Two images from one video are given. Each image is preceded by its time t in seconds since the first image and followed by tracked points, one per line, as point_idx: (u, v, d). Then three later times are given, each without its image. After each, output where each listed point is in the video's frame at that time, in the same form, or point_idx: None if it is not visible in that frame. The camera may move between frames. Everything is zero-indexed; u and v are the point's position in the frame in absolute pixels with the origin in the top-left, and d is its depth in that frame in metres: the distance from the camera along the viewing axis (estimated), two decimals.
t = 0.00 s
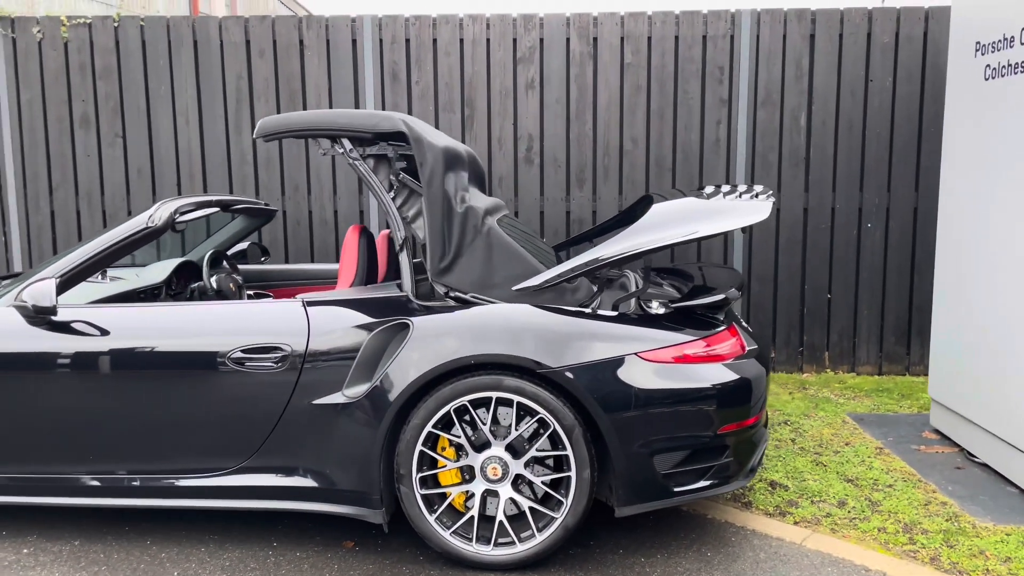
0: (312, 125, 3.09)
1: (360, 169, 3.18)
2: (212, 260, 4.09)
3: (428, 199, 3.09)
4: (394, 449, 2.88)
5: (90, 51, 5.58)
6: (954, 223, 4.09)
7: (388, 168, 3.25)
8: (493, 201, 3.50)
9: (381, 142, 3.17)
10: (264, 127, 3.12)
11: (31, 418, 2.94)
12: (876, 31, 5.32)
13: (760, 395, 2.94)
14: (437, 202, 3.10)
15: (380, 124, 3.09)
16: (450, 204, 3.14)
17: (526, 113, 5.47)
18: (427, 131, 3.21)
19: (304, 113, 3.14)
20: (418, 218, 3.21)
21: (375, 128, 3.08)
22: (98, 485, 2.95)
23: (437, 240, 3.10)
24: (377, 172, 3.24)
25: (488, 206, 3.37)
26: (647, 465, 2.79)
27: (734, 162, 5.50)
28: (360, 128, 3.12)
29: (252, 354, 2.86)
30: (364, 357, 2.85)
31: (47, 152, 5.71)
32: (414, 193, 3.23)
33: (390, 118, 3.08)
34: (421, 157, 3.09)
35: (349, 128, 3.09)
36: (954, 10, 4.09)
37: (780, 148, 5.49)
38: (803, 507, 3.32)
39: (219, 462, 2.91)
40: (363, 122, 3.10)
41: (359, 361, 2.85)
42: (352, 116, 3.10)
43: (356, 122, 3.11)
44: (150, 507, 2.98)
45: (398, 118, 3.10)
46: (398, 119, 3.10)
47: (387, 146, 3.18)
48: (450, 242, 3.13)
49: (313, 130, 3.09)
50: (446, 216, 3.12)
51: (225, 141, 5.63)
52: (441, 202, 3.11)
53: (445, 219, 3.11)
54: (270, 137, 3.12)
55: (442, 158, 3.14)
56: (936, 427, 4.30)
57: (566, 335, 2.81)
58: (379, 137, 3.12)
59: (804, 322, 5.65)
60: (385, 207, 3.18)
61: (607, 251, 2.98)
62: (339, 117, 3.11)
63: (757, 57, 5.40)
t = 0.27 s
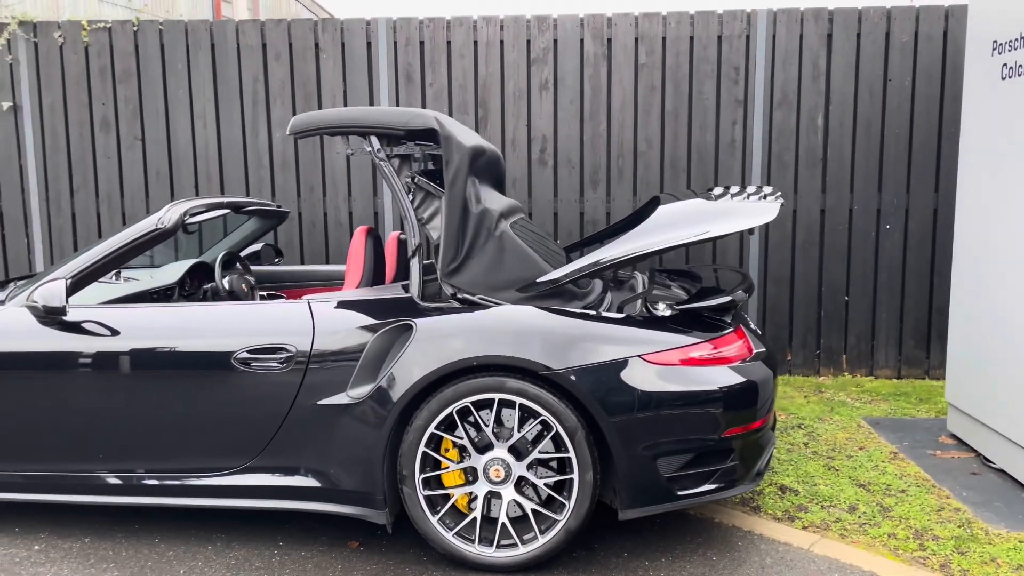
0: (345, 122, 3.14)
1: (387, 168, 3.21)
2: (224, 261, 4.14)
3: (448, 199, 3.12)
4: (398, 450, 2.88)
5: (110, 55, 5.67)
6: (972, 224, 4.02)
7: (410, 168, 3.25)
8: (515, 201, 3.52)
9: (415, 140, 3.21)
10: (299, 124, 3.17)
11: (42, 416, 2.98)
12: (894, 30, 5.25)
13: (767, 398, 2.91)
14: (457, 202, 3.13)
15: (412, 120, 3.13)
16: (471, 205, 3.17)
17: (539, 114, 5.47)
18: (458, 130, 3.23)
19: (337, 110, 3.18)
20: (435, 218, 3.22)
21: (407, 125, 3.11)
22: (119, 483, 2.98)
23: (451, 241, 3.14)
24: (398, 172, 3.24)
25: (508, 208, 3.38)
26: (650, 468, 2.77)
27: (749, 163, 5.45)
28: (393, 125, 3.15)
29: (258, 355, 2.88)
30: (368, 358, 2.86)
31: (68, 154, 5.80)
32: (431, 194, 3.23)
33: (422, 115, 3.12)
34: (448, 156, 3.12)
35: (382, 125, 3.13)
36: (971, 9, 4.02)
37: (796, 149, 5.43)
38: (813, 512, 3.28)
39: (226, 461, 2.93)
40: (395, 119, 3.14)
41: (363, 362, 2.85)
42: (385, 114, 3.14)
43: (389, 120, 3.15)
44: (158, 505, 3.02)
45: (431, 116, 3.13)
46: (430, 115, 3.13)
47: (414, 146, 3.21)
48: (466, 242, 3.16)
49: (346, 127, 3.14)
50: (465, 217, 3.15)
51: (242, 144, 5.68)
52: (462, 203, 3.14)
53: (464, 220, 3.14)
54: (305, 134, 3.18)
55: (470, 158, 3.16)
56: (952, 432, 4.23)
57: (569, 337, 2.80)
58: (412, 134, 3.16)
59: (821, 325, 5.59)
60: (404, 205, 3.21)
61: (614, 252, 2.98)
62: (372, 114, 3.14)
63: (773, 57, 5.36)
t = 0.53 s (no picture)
0: (384, 124, 3.16)
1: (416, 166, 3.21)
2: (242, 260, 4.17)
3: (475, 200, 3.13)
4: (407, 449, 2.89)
5: (135, 58, 5.76)
6: (995, 224, 3.94)
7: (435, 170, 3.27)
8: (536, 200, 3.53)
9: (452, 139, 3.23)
10: (338, 125, 3.21)
11: (59, 413, 3.04)
12: (918, 26, 5.16)
13: (778, 400, 2.88)
14: (483, 202, 3.14)
15: (449, 120, 3.15)
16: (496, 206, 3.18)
17: (557, 114, 5.46)
18: (491, 132, 3.27)
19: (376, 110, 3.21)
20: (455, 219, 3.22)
21: (445, 125, 3.13)
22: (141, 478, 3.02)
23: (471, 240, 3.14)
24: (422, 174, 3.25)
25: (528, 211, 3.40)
26: (658, 469, 2.75)
27: (770, 162, 5.40)
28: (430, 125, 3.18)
29: (268, 354, 2.90)
30: (376, 357, 2.87)
31: (94, 156, 5.91)
32: (453, 196, 3.23)
33: (460, 115, 3.15)
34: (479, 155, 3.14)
35: (419, 125, 3.15)
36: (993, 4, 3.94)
37: (817, 148, 5.36)
38: (827, 516, 3.23)
39: (237, 459, 2.96)
40: (432, 118, 3.16)
41: (372, 362, 2.87)
42: (422, 114, 3.15)
43: (425, 120, 3.17)
44: (171, 502, 3.06)
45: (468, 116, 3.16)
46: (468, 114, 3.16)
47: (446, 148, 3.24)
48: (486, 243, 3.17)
49: (385, 128, 3.17)
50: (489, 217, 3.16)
51: (262, 145, 5.74)
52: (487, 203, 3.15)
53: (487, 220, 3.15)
54: (344, 134, 3.21)
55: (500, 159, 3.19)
56: (975, 436, 4.14)
57: (577, 337, 2.79)
58: (449, 134, 3.18)
59: (843, 326, 5.51)
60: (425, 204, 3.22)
61: (626, 252, 2.96)
62: (410, 114, 3.17)
63: (794, 55, 5.30)
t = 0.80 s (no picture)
0: (419, 125, 3.16)
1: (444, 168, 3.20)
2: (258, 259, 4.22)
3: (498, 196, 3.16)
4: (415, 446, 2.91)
5: (156, 59, 5.85)
6: (1015, 223, 3.87)
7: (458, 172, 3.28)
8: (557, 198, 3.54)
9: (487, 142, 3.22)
10: (372, 127, 3.19)
11: (75, 409, 3.09)
12: (939, 23, 5.08)
13: (787, 400, 2.86)
14: (507, 203, 3.16)
15: (485, 122, 3.15)
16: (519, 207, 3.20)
17: (573, 113, 5.46)
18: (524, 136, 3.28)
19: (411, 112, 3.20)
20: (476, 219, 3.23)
21: (481, 127, 3.13)
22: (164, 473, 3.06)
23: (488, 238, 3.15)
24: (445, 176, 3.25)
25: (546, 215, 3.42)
26: (665, 468, 2.74)
27: (788, 161, 5.35)
28: (465, 127, 3.17)
29: (279, 351, 2.93)
30: (385, 355, 2.89)
31: (117, 156, 6.00)
32: (473, 198, 3.24)
33: (496, 117, 3.14)
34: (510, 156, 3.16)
35: (454, 127, 3.15)
36: None
37: (836, 146, 5.31)
38: (840, 517, 3.20)
39: (249, 455, 3.00)
40: (468, 120, 3.15)
41: (380, 359, 2.89)
42: (458, 116, 3.15)
43: (461, 122, 3.16)
44: (184, 497, 3.10)
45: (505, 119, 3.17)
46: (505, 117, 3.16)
47: (477, 151, 3.24)
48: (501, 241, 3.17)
49: (420, 130, 3.16)
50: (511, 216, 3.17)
51: (281, 145, 5.80)
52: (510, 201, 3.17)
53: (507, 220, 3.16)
54: (378, 137, 3.19)
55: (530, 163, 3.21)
56: (995, 438, 4.08)
57: (584, 336, 2.79)
58: (483, 136, 3.18)
59: (862, 326, 5.45)
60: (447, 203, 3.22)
61: (636, 250, 2.95)
62: (446, 116, 3.16)
63: (812, 52, 5.25)
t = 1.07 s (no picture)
0: (449, 129, 3.15)
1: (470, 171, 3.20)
2: (273, 258, 4.30)
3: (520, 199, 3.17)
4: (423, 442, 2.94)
5: (178, 60, 5.94)
6: None
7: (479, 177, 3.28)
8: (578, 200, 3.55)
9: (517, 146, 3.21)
10: (401, 130, 3.19)
11: (92, 402, 3.16)
12: (959, 20, 5.03)
13: (793, 397, 2.85)
14: (527, 205, 3.17)
15: (515, 126, 3.14)
16: (539, 210, 3.22)
17: (588, 112, 5.47)
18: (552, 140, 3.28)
19: (440, 116, 3.20)
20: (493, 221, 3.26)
21: (511, 131, 3.12)
22: (189, 466, 3.12)
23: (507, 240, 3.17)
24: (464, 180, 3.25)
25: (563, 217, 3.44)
26: (670, 465, 2.75)
27: (804, 159, 5.32)
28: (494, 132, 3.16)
29: (290, 347, 2.98)
30: (393, 350, 2.92)
31: (139, 155, 6.10)
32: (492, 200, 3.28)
33: (526, 121, 3.13)
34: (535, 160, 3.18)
35: (484, 131, 3.14)
36: None
37: (854, 144, 5.27)
38: (849, 517, 3.19)
39: (260, 449, 3.05)
40: (498, 124, 3.14)
41: (389, 355, 2.92)
42: (489, 119, 3.14)
43: (491, 126, 3.16)
44: (198, 489, 3.15)
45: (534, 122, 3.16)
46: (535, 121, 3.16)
47: (502, 155, 3.24)
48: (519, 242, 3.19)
49: (450, 133, 3.15)
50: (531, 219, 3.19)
51: (299, 144, 5.86)
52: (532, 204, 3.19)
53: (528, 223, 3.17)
54: (407, 139, 3.19)
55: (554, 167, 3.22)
56: (1011, 439, 4.03)
57: (590, 333, 2.81)
58: (512, 140, 3.17)
59: (880, 326, 5.40)
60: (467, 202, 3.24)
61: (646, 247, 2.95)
62: (476, 120, 3.15)
63: (830, 50, 5.21)
